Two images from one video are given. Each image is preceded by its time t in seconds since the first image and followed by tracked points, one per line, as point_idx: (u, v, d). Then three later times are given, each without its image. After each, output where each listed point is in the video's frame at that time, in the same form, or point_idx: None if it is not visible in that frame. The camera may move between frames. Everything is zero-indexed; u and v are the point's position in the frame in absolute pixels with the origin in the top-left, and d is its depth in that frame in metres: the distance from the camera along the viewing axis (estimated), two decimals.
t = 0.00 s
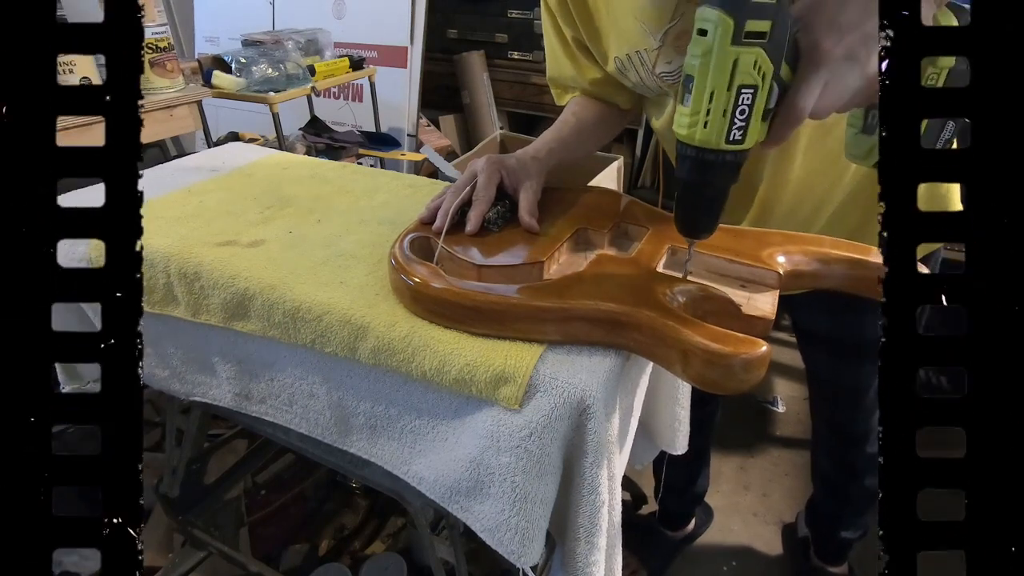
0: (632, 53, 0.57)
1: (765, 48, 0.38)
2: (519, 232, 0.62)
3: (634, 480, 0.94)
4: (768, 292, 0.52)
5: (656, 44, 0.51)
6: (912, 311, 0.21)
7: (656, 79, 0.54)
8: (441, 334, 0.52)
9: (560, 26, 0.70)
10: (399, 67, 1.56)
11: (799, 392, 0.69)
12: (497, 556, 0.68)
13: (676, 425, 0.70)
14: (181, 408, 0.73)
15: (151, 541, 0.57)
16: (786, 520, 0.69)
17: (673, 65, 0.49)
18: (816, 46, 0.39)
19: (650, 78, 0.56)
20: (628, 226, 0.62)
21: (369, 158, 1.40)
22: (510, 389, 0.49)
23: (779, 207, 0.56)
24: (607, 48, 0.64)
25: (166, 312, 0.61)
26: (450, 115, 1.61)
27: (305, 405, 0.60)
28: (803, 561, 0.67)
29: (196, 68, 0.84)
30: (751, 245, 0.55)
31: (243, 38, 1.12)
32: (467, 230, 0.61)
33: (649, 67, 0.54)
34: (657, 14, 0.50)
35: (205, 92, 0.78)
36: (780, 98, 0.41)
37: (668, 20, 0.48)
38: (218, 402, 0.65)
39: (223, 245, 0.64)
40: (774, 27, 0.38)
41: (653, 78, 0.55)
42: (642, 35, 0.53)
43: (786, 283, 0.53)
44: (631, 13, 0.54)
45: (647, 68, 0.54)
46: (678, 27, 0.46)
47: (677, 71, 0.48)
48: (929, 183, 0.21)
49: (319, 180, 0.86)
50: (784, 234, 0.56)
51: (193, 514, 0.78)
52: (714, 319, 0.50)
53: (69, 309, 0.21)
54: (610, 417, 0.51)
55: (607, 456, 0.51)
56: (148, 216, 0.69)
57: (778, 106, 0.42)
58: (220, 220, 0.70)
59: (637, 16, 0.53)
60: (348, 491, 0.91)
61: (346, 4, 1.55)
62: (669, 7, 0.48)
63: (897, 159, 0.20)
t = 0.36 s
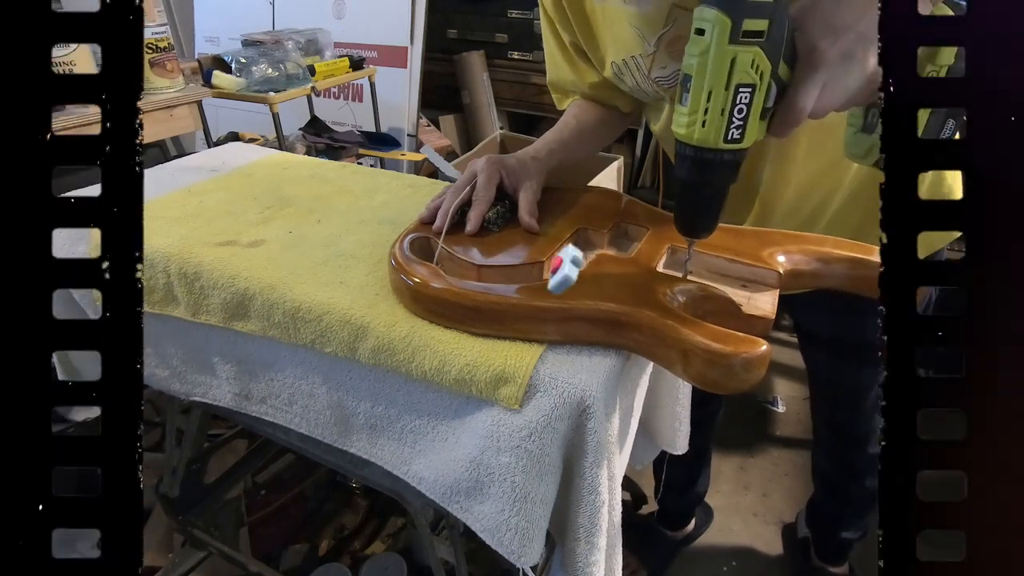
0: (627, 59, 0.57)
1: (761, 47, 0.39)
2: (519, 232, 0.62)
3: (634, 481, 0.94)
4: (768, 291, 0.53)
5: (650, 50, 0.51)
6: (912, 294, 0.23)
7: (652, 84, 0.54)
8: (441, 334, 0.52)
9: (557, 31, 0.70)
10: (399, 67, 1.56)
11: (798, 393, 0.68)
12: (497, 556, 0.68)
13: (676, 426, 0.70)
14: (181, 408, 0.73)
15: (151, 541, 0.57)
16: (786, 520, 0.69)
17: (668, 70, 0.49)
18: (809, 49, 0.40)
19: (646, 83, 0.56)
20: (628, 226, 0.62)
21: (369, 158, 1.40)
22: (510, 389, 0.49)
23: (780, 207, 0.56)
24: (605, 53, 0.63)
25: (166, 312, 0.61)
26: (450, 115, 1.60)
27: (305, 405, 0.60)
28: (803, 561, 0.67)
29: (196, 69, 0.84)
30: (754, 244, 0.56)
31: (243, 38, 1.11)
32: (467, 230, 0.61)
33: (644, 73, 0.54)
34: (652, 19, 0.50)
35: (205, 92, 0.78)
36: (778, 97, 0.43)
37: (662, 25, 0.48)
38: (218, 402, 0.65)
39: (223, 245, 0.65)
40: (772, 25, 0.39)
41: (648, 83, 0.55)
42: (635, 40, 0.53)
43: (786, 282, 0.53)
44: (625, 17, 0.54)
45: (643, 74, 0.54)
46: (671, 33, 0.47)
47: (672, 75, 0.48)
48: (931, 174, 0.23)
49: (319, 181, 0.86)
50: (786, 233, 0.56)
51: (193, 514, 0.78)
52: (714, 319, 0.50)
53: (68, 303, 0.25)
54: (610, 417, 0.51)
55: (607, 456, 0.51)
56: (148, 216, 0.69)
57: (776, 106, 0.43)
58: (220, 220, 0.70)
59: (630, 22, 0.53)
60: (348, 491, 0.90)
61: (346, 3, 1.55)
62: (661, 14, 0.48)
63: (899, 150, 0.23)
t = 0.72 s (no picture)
0: (625, 62, 0.56)
1: (752, 65, 0.39)
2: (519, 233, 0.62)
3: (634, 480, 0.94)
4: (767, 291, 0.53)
5: (645, 53, 0.51)
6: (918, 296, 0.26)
7: (647, 88, 0.54)
8: (441, 334, 0.52)
9: (556, 34, 0.70)
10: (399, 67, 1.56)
11: (797, 393, 0.68)
12: (498, 556, 0.68)
13: (677, 426, 0.70)
14: (181, 408, 0.73)
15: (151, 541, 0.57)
16: (786, 520, 0.69)
17: (663, 74, 0.49)
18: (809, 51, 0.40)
19: (642, 86, 0.55)
20: (628, 227, 0.61)
21: (369, 158, 1.40)
22: (510, 389, 0.49)
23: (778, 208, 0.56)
24: (602, 55, 0.63)
25: (167, 312, 0.61)
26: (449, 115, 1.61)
27: (305, 405, 0.60)
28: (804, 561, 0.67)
29: (196, 68, 0.84)
30: (752, 244, 0.56)
31: (243, 37, 1.11)
32: (467, 230, 0.61)
33: (639, 76, 0.54)
34: (644, 23, 0.49)
35: (205, 92, 0.78)
36: (771, 111, 0.43)
37: (656, 30, 0.48)
38: (218, 402, 0.64)
39: (223, 245, 0.65)
40: (761, 43, 0.39)
41: (643, 86, 0.55)
42: (632, 44, 0.53)
43: (785, 282, 0.53)
44: (618, 21, 0.53)
45: (637, 76, 0.54)
46: (666, 36, 0.46)
47: (668, 79, 0.48)
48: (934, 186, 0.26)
49: (318, 181, 0.86)
50: (785, 232, 0.55)
51: (193, 514, 0.78)
52: (714, 319, 0.49)
53: (75, 325, 0.28)
54: (610, 418, 0.51)
55: (607, 456, 0.51)
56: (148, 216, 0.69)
57: (769, 120, 0.43)
58: (220, 220, 0.70)
59: (625, 26, 0.52)
60: (348, 491, 0.89)
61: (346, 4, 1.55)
62: (654, 17, 0.47)
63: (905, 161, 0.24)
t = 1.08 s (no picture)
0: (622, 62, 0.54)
1: (751, 63, 0.40)
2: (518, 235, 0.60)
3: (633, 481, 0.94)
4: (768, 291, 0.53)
5: (643, 53, 0.50)
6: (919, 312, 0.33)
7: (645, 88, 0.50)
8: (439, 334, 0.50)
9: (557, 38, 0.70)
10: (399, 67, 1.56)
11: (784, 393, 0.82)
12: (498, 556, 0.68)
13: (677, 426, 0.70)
14: (181, 408, 0.73)
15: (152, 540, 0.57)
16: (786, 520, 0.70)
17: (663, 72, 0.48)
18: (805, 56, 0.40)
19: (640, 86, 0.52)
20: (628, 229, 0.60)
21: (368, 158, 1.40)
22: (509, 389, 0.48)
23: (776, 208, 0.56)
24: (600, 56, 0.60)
25: (166, 313, 0.58)
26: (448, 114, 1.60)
27: (306, 405, 0.60)
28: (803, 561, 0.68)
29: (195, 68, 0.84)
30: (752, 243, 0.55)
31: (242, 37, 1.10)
32: (467, 230, 0.59)
33: (636, 75, 0.51)
34: (643, 23, 0.50)
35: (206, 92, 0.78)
36: (771, 110, 0.43)
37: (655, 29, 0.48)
38: (217, 402, 0.63)
39: (224, 245, 0.65)
40: (760, 42, 0.40)
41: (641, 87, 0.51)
42: (629, 44, 0.53)
43: (785, 282, 0.52)
44: (617, 22, 0.53)
45: (634, 76, 0.51)
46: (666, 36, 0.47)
47: (666, 79, 0.48)
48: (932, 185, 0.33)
49: (319, 181, 0.86)
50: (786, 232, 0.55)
51: (194, 514, 0.77)
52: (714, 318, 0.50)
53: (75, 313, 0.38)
54: (611, 417, 0.50)
55: (608, 456, 0.50)
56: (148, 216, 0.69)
57: (768, 120, 0.43)
58: (220, 220, 0.70)
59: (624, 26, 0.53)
60: (348, 491, 0.88)
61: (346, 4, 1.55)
62: (653, 17, 0.49)
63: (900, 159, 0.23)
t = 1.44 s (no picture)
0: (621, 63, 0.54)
1: (758, 69, 0.39)
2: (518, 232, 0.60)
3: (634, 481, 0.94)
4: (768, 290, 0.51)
5: (641, 55, 0.50)
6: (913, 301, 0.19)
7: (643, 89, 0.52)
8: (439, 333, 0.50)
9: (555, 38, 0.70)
10: (399, 67, 1.56)
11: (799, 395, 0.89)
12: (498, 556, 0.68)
13: (677, 426, 0.70)
14: (181, 408, 0.73)
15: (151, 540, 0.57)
16: (787, 521, 0.70)
17: (660, 76, 0.48)
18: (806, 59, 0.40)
19: (638, 89, 0.53)
20: (627, 227, 0.59)
21: (369, 158, 1.40)
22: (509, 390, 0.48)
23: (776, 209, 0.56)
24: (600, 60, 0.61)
25: (167, 312, 0.61)
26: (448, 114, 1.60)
27: (305, 405, 0.60)
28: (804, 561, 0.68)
29: (195, 68, 0.84)
30: (753, 243, 0.55)
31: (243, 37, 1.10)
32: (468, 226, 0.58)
33: (635, 76, 0.52)
34: (640, 26, 0.49)
35: (206, 92, 0.78)
36: (775, 114, 0.43)
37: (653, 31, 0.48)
38: (218, 402, 0.64)
39: (223, 245, 0.65)
40: (767, 47, 0.39)
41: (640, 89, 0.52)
42: (628, 46, 0.52)
43: (786, 283, 0.53)
44: (615, 25, 0.53)
45: (633, 76, 0.52)
46: (664, 39, 0.47)
47: (667, 81, 0.48)
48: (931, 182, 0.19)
49: (319, 180, 0.86)
50: (785, 233, 0.55)
51: (193, 514, 0.78)
52: (714, 320, 0.50)
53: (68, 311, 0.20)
54: (610, 418, 0.50)
55: (607, 456, 0.50)
56: (148, 216, 0.69)
57: (773, 123, 0.43)
58: (220, 220, 0.70)
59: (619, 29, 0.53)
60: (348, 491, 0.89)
61: (346, 4, 1.55)
62: (651, 21, 0.48)
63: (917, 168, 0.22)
